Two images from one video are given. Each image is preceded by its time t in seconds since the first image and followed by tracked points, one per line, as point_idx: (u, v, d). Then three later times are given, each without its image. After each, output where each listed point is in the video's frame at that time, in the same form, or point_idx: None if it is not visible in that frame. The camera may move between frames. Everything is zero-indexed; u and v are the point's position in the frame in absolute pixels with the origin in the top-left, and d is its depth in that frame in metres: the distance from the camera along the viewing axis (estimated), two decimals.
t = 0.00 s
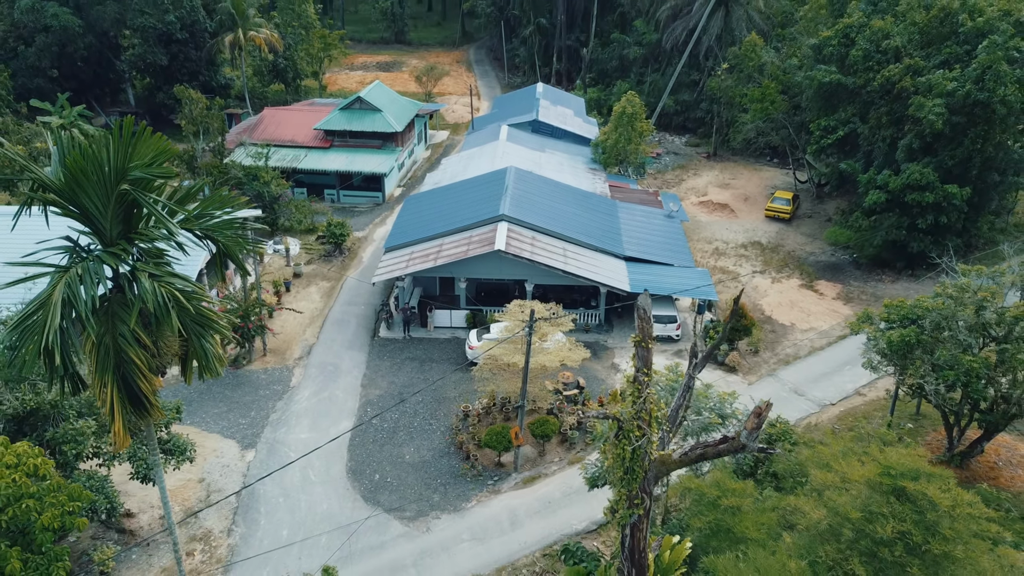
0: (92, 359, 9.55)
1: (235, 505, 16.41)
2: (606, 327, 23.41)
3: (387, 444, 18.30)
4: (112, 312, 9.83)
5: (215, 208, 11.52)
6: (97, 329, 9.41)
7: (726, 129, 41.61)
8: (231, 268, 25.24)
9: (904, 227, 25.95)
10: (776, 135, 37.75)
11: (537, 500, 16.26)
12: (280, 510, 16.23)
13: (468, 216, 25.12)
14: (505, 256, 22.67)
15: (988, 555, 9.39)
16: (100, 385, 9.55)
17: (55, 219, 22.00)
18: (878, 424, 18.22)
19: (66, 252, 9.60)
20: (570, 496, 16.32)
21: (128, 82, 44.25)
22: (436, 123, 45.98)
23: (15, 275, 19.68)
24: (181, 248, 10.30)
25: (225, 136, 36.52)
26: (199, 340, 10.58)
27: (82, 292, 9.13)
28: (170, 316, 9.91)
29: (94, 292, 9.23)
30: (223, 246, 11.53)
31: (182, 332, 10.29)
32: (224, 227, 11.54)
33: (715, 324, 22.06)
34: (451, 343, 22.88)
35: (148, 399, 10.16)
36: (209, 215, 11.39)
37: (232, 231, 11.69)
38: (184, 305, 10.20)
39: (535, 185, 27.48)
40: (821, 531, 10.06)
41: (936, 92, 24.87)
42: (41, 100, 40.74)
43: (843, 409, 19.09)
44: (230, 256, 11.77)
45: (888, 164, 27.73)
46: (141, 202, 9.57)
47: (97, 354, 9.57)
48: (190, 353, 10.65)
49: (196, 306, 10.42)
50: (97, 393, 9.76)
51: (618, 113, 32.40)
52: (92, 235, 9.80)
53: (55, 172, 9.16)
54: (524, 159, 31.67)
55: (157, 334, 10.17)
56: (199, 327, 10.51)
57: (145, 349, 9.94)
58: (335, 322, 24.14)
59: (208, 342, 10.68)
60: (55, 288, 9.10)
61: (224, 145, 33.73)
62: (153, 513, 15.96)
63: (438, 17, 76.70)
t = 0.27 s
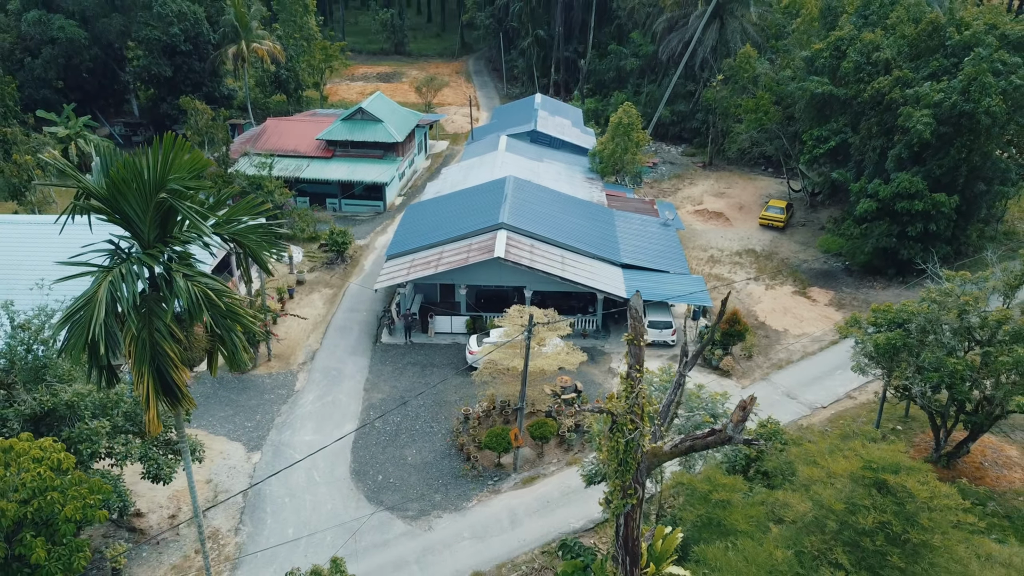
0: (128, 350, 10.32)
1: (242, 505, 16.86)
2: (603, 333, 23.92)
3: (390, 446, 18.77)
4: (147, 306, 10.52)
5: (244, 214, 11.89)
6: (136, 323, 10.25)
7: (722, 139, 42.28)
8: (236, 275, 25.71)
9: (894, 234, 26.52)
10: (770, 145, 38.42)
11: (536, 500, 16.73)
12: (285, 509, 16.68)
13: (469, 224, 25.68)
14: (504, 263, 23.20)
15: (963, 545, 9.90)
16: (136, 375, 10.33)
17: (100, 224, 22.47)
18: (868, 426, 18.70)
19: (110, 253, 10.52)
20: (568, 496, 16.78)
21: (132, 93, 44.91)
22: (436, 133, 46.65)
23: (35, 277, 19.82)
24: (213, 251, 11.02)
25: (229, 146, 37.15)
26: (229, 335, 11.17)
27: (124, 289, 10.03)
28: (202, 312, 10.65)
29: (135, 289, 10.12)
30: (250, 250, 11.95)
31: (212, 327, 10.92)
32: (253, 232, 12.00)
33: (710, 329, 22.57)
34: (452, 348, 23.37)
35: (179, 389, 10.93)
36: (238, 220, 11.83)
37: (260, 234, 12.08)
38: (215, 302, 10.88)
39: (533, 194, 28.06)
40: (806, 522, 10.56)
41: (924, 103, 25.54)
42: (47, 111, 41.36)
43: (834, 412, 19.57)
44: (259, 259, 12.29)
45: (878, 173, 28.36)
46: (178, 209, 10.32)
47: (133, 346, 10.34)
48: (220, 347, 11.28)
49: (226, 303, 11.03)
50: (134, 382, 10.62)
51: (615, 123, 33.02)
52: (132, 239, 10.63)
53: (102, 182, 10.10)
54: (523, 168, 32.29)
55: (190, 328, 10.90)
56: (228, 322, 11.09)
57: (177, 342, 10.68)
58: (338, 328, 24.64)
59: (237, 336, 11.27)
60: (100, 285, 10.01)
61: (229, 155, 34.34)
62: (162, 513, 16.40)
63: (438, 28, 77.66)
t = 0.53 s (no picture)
0: (161, 345, 11.08)
1: (249, 505, 17.32)
2: (601, 338, 24.44)
3: (392, 448, 19.24)
4: (180, 304, 11.31)
5: (265, 221, 12.28)
6: (170, 320, 11.06)
7: (718, 148, 42.93)
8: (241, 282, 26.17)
9: (886, 242, 27.09)
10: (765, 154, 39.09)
11: (535, 499, 17.20)
12: (291, 509, 17.14)
13: (469, 232, 26.24)
14: (504, 270, 23.75)
15: (943, 538, 10.36)
16: (169, 369, 11.13)
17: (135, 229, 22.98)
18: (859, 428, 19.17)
19: (145, 256, 11.35)
20: (566, 495, 17.25)
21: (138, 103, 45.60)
22: (436, 143, 47.31)
23: (52, 282, 20.31)
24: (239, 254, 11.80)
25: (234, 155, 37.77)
26: (253, 331, 11.94)
27: (160, 289, 10.86)
28: (230, 310, 11.45)
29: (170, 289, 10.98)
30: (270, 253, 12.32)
31: (239, 324, 11.70)
32: (273, 236, 12.38)
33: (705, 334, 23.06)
34: (453, 353, 23.88)
35: (207, 382, 11.72)
36: (259, 227, 12.21)
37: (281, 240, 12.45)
38: (241, 301, 11.65)
39: (533, 202, 28.65)
40: (794, 516, 11.03)
41: (914, 113, 26.19)
42: (54, 120, 42.02)
43: (826, 414, 20.04)
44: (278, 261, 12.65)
45: (870, 182, 28.98)
46: (210, 218, 11.16)
47: (166, 342, 11.11)
48: (245, 342, 12.07)
49: (251, 301, 11.78)
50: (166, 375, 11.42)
51: (612, 133, 33.65)
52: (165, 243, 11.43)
53: (139, 191, 10.97)
54: (522, 177, 32.89)
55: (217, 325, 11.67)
56: (253, 319, 11.86)
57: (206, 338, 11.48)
58: (341, 333, 25.15)
59: (261, 332, 12.06)
60: (138, 285, 10.85)
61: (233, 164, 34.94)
62: (171, 512, 16.87)
63: (438, 39, 78.59)
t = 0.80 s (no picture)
0: (189, 344, 11.65)
1: (256, 505, 17.78)
2: (599, 344, 24.97)
3: (395, 450, 19.72)
4: (207, 305, 11.83)
5: (285, 229, 12.59)
6: (199, 320, 11.65)
7: (714, 157, 43.58)
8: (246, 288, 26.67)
9: (878, 249, 27.67)
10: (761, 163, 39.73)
11: (535, 499, 17.67)
12: (297, 508, 17.61)
13: (470, 239, 26.79)
14: (504, 276, 24.28)
15: (922, 529, 10.96)
16: (196, 366, 11.74)
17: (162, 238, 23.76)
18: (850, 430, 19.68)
19: (173, 259, 11.93)
20: (565, 495, 17.72)
21: (142, 113, 46.21)
22: (437, 152, 47.95)
23: (69, 286, 21.21)
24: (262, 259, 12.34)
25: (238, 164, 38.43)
26: (272, 330, 12.66)
27: (191, 290, 11.48)
28: (253, 311, 12.14)
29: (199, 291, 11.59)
30: (290, 260, 12.64)
31: (260, 324, 12.39)
32: (292, 243, 12.68)
33: (701, 340, 23.56)
34: (454, 358, 24.40)
35: (230, 378, 12.38)
36: (278, 234, 12.52)
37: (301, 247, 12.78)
38: (263, 302, 12.32)
39: (532, 210, 29.23)
40: (782, 510, 11.53)
41: (904, 124, 26.83)
42: (61, 130, 42.67)
43: (818, 417, 20.55)
44: (297, 267, 12.94)
45: (863, 190, 29.59)
46: (234, 226, 11.75)
47: (194, 341, 11.68)
48: (263, 341, 12.74)
49: (271, 303, 12.48)
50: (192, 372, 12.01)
51: (610, 143, 34.27)
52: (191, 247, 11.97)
53: (168, 200, 11.50)
54: (522, 186, 33.51)
55: (240, 325, 12.27)
56: (273, 319, 12.60)
57: (230, 338, 12.09)
58: (345, 339, 25.67)
59: (279, 331, 12.78)
60: (169, 287, 11.42)
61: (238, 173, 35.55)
62: (180, 511, 17.36)
63: (438, 49, 79.46)
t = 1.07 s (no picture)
0: (213, 341, 12.12)
1: (263, 503, 18.26)
2: (597, 347, 25.50)
3: (398, 449, 20.21)
4: (232, 303, 12.29)
5: (301, 234, 13.10)
6: (223, 319, 12.13)
7: (711, 164, 44.21)
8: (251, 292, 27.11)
9: (870, 254, 28.22)
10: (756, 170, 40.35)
11: (534, 497, 18.16)
12: (302, 506, 18.08)
13: (470, 245, 27.33)
14: (504, 280, 24.80)
15: (903, 520, 11.50)
16: (219, 361, 12.22)
17: (177, 244, 24.40)
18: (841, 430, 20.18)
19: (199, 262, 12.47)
20: (563, 493, 18.21)
21: (147, 120, 46.77)
22: (437, 159, 48.57)
23: (84, 290, 22.15)
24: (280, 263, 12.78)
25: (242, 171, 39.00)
26: (288, 329, 13.20)
27: (217, 290, 12.01)
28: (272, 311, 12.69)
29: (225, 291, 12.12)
30: (307, 263, 13.11)
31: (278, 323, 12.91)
32: (307, 248, 13.12)
33: (696, 343, 24.08)
34: (455, 361, 24.90)
35: (249, 373, 12.87)
36: (295, 239, 12.97)
37: (317, 252, 13.26)
38: (282, 303, 12.86)
39: (532, 216, 29.79)
40: (770, 503, 12.05)
41: (895, 132, 27.43)
42: (67, 138, 43.23)
43: (810, 418, 21.04)
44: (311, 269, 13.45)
45: (855, 197, 30.18)
46: (256, 232, 12.27)
47: (218, 338, 12.16)
48: (281, 338, 13.23)
49: (290, 304, 13.02)
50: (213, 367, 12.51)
51: (608, 150, 34.86)
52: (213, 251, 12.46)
53: (193, 208, 12.03)
54: (521, 192, 34.08)
55: (259, 324, 12.76)
56: (290, 317, 13.11)
57: (251, 336, 12.58)
58: (348, 342, 26.18)
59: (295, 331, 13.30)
60: (198, 286, 11.92)
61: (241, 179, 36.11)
62: (188, 509, 17.83)
63: (439, 57, 80.26)
